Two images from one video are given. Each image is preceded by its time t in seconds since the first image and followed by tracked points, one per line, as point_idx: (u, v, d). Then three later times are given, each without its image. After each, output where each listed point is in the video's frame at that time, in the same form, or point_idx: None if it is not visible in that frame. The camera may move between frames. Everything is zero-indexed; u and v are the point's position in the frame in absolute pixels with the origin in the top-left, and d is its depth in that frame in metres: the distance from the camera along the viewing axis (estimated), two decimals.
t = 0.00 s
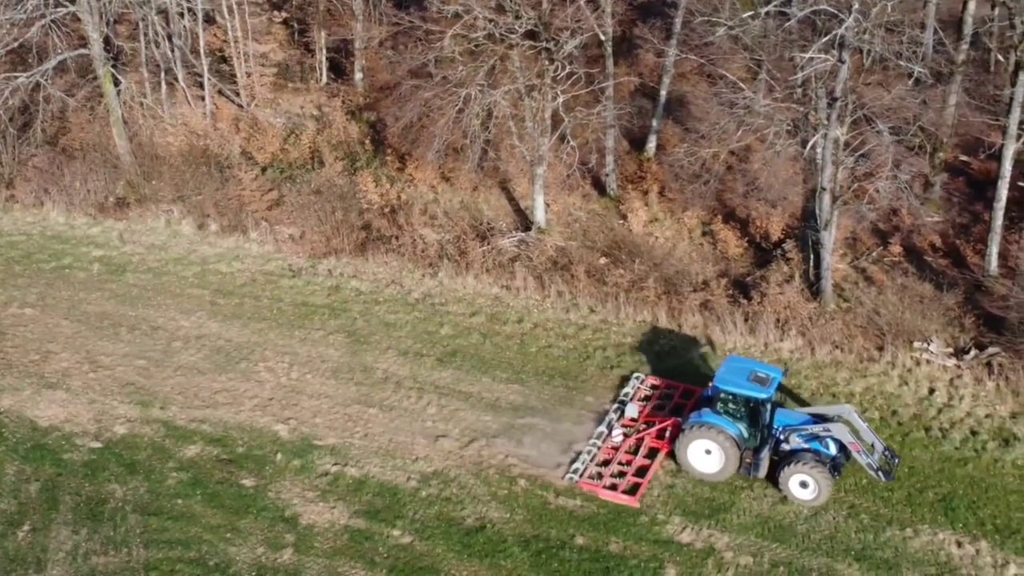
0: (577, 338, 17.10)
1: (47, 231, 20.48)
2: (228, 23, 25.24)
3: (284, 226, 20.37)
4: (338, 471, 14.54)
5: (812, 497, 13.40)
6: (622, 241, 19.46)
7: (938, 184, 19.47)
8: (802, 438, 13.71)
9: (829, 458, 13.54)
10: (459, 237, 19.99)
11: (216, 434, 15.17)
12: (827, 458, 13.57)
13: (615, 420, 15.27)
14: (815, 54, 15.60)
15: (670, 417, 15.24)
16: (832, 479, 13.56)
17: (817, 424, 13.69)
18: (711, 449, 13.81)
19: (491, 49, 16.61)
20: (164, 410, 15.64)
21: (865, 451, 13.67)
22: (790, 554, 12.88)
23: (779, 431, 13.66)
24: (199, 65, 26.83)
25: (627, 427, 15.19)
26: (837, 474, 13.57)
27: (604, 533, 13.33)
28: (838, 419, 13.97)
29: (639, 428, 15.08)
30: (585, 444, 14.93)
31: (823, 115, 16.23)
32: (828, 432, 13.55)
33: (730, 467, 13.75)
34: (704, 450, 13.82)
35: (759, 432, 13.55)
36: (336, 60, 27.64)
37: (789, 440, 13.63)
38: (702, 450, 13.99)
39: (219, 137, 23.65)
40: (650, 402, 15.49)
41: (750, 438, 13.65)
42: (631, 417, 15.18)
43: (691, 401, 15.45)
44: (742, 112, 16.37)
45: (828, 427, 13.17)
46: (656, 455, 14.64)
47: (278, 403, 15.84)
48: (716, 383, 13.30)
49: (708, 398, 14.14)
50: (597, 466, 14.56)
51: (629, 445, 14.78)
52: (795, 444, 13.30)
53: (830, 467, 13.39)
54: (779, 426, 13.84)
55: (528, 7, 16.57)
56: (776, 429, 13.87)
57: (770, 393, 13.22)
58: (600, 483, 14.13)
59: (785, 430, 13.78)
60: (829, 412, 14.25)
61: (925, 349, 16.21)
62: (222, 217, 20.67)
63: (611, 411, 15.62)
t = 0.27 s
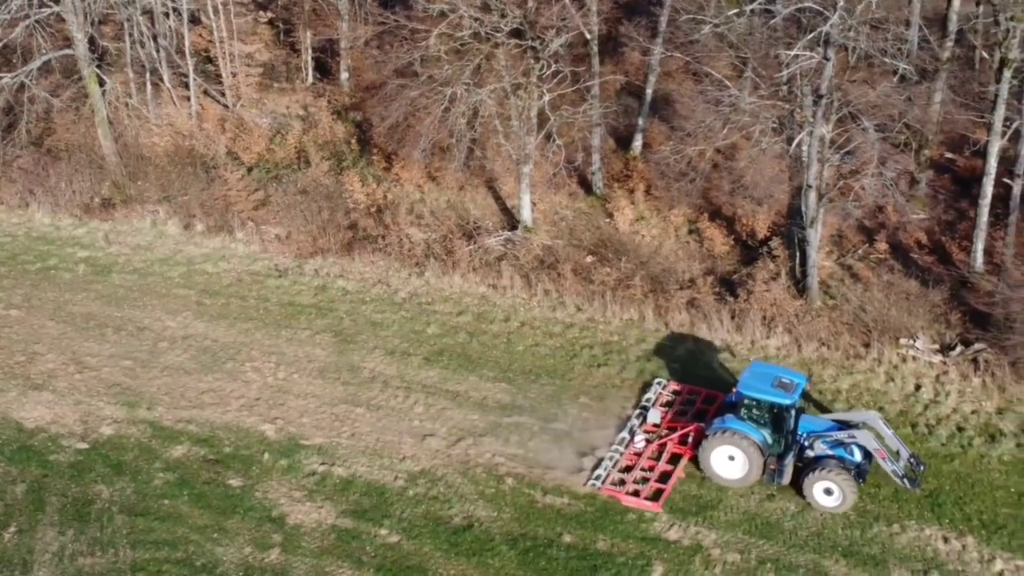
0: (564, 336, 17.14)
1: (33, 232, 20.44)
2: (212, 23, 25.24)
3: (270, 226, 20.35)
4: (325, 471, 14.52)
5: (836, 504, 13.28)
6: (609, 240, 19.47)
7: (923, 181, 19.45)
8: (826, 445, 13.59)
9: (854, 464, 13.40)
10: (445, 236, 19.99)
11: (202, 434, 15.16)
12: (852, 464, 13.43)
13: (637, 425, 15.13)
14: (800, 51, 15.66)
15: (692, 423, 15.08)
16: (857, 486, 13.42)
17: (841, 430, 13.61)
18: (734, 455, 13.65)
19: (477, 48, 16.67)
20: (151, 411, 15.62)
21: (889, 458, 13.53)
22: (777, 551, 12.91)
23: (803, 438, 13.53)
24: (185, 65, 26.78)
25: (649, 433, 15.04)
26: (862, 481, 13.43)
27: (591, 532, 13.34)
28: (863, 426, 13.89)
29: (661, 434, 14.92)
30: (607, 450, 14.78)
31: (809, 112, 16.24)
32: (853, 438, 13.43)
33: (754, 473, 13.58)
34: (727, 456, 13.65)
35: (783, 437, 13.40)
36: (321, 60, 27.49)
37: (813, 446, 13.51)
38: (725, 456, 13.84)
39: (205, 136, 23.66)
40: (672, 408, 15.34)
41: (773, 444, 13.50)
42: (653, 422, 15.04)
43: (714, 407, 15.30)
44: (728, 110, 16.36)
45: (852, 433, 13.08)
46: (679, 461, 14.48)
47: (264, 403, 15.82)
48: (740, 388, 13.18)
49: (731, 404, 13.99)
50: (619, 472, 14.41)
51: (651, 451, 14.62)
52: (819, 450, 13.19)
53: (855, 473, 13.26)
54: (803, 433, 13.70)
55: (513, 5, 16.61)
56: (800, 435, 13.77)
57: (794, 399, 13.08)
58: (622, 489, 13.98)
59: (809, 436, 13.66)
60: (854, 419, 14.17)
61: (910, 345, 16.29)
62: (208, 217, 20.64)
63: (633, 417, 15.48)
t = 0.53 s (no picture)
0: (528, 334, 17.21)
1: None
2: (170, 25, 25.15)
3: (232, 228, 20.27)
4: (291, 473, 14.50)
5: (839, 507, 13.22)
6: (572, 237, 19.54)
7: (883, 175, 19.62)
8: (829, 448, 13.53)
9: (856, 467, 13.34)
10: (408, 236, 20.01)
11: (166, 437, 15.11)
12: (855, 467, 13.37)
13: (637, 429, 15.00)
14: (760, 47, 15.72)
15: (692, 426, 14.95)
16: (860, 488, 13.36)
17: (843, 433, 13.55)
18: (735, 458, 13.55)
19: (437, 47, 16.59)
20: (114, 415, 15.55)
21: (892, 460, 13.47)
22: (743, 545, 12.99)
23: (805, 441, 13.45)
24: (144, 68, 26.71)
25: (650, 437, 14.91)
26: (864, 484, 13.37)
27: (558, 528, 13.37)
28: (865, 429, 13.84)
29: (662, 437, 14.79)
30: (608, 454, 14.65)
31: (769, 108, 16.26)
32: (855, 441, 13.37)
33: (756, 477, 13.49)
34: (729, 460, 13.56)
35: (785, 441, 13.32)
36: (281, 61, 27.36)
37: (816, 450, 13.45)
38: (727, 460, 13.72)
39: (165, 139, 23.73)
40: (672, 411, 15.22)
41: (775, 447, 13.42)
42: (654, 426, 14.90)
43: (714, 410, 15.18)
44: (689, 106, 16.37)
45: (856, 436, 13.03)
46: (680, 465, 14.34)
47: (228, 406, 15.78)
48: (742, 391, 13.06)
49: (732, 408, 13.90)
50: (621, 476, 14.27)
51: (652, 455, 14.49)
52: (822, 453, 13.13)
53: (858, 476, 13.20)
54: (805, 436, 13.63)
55: (473, 4, 16.60)
56: (803, 439, 13.68)
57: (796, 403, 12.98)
58: (624, 494, 13.83)
59: (811, 440, 13.60)
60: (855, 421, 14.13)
61: (872, 338, 16.45)
62: (170, 220, 20.55)
63: (633, 421, 15.35)
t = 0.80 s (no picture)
0: (490, 333, 17.23)
1: None
2: (125, 29, 25.08)
3: (191, 231, 20.25)
4: (253, 476, 14.43)
5: (839, 509, 13.13)
6: (532, 236, 19.59)
7: (840, 169, 19.79)
8: (828, 449, 13.45)
9: (856, 469, 13.27)
10: (368, 236, 19.99)
11: (127, 443, 15.01)
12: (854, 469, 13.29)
13: (635, 433, 14.87)
14: (716, 42, 15.74)
15: (690, 430, 14.83)
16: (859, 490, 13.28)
17: (842, 435, 13.47)
18: (734, 462, 13.46)
19: (395, 47, 16.59)
20: (74, 421, 15.45)
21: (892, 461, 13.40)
22: (706, 539, 13.04)
23: (805, 443, 13.37)
24: (100, 72, 26.61)
25: (647, 441, 14.78)
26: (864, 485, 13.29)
27: (522, 526, 13.36)
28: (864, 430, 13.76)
29: (660, 441, 14.68)
30: (605, 458, 14.52)
31: (726, 103, 16.31)
32: (855, 442, 13.30)
33: (755, 480, 13.40)
34: (728, 463, 13.47)
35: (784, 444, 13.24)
36: (238, 63, 27.54)
37: (815, 451, 13.36)
38: (726, 464, 13.63)
39: (122, 143, 23.64)
40: (670, 414, 15.09)
41: (774, 450, 13.33)
42: (651, 430, 14.77)
43: (712, 413, 15.08)
44: (646, 103, 16.42)
45: (855, 437, 12.95)
46: (679, 468, 14.21)
47: (189, 410, 15.71)
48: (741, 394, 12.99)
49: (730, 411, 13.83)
50: (619, 481, 14.14)
51: (650, 459, 14.36)
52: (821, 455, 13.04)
53: (857, 478, 13.12)
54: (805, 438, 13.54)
55: (430, 3, 16.60)
56: (802, 441, 13.59)
57: (795, 405, 12.88)
58: (623, 498, 13.70)
59: (811, 441, 13.52)
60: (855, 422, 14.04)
61: (832, 331, 16.57)
62: (128, 224, 20.44)
63: (630, 425, 15.23)
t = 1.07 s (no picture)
0: (451, 333, 17.23)
1: None
2: (79, 33, 24.98)
3: (149, 235, 20.26)
4: (215, 480, 14.33)
5: (838, 512, 13.03)
6: (491, 235, 19.63)
7: (797, 164, 19.93)
8: (827, 452, 13.35)
9: (855, 471, 13.16)
10: (327, 238, 19.97)
11: (87, 449, 14.86)
12: (853, 471, 13.18)
13: (632, 437, 14.76)
14: (671, 39, 15.79)
15: (687, 434, 14.74)
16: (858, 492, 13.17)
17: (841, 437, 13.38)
18: (733, 465, 13.35)
19: (352, 48, 16.59)
20: (33, 428, 15.25)
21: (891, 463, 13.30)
22: (671, 534, 13.08)
23: (803, 445, 13.27)
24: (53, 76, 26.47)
25: (645, 445, 14.68)
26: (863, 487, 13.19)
27: (486, 525, 13.33)
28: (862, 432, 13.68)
29: (658, 445, 14.56)
30: (603, 463, 14.41)
31: (683, 100, 16.36)
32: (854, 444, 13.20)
33: (754, 483, 13.29)
34: (727, 466, 13.35)
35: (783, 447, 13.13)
36: (194, 66, 27.56)
37: (814, 454, 13.27)
38: (725, 467, 13.51)
39: (78, 148, 23.51)
40: (667, 418, 15.00)
41: (772, 453, 13.22)
42: (649, 434, 14.67)
43: (709, 416, 14.97)
44: (603, 100, 16.46)
45: (855, 440, 12.85)
46: (677, 472, 14.12)
47: (149, 415, 15.60)
48: (739, 396, 12.89)
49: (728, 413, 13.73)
50: (618, 486, 14.02)
51: (648, 463, 14.25)
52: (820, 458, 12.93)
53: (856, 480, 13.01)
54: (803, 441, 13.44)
55: (385, 3, 16.60)
56: (801, 443, 13.48)
57: (795, 407, 12.78)
58: (623, 503, 13.58)
59: (810, 444, 13.42)
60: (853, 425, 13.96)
61: (792, 326, 16.66)
62: (85, 229, 20.33)
63: (626, 429, 15.11)
